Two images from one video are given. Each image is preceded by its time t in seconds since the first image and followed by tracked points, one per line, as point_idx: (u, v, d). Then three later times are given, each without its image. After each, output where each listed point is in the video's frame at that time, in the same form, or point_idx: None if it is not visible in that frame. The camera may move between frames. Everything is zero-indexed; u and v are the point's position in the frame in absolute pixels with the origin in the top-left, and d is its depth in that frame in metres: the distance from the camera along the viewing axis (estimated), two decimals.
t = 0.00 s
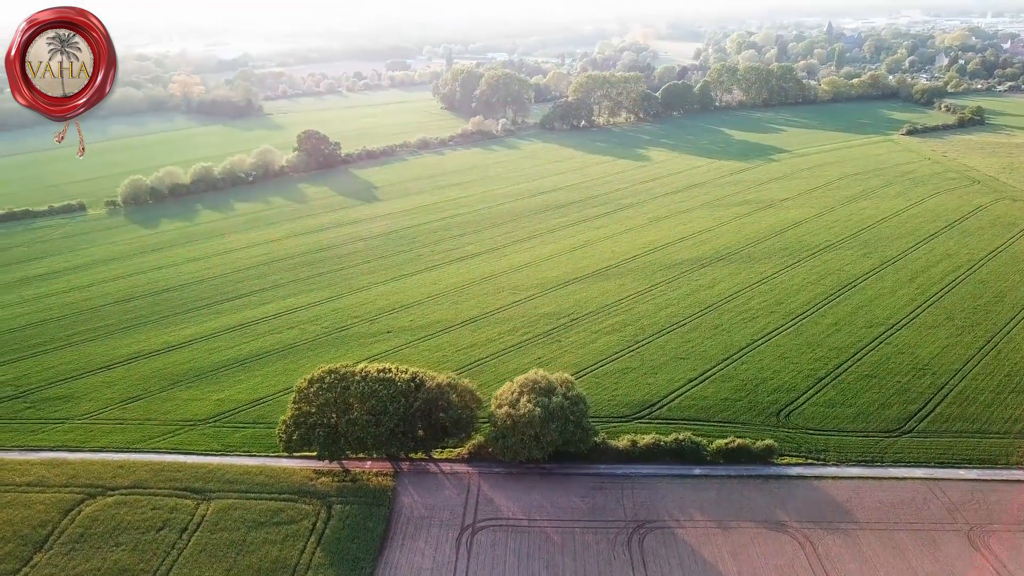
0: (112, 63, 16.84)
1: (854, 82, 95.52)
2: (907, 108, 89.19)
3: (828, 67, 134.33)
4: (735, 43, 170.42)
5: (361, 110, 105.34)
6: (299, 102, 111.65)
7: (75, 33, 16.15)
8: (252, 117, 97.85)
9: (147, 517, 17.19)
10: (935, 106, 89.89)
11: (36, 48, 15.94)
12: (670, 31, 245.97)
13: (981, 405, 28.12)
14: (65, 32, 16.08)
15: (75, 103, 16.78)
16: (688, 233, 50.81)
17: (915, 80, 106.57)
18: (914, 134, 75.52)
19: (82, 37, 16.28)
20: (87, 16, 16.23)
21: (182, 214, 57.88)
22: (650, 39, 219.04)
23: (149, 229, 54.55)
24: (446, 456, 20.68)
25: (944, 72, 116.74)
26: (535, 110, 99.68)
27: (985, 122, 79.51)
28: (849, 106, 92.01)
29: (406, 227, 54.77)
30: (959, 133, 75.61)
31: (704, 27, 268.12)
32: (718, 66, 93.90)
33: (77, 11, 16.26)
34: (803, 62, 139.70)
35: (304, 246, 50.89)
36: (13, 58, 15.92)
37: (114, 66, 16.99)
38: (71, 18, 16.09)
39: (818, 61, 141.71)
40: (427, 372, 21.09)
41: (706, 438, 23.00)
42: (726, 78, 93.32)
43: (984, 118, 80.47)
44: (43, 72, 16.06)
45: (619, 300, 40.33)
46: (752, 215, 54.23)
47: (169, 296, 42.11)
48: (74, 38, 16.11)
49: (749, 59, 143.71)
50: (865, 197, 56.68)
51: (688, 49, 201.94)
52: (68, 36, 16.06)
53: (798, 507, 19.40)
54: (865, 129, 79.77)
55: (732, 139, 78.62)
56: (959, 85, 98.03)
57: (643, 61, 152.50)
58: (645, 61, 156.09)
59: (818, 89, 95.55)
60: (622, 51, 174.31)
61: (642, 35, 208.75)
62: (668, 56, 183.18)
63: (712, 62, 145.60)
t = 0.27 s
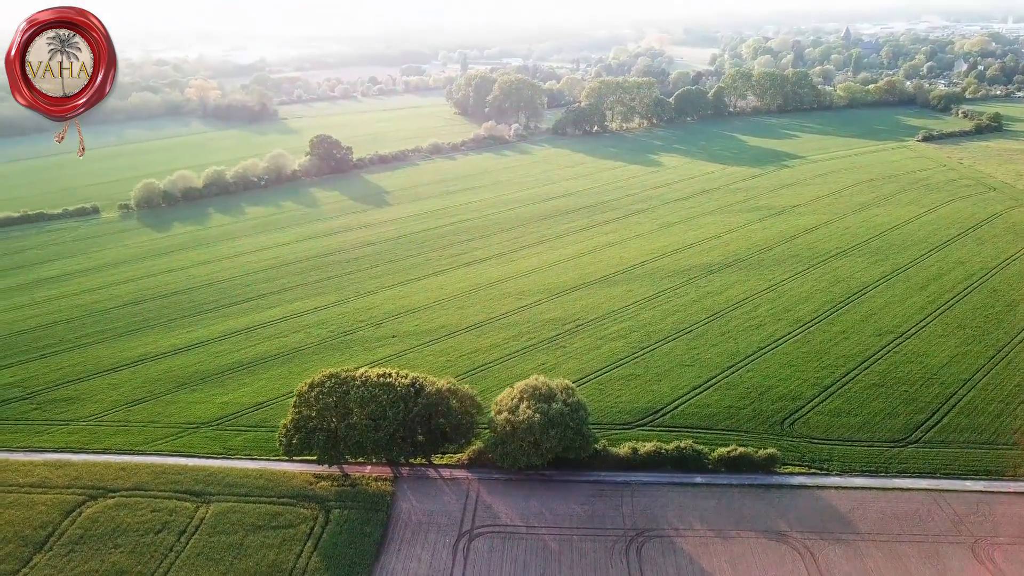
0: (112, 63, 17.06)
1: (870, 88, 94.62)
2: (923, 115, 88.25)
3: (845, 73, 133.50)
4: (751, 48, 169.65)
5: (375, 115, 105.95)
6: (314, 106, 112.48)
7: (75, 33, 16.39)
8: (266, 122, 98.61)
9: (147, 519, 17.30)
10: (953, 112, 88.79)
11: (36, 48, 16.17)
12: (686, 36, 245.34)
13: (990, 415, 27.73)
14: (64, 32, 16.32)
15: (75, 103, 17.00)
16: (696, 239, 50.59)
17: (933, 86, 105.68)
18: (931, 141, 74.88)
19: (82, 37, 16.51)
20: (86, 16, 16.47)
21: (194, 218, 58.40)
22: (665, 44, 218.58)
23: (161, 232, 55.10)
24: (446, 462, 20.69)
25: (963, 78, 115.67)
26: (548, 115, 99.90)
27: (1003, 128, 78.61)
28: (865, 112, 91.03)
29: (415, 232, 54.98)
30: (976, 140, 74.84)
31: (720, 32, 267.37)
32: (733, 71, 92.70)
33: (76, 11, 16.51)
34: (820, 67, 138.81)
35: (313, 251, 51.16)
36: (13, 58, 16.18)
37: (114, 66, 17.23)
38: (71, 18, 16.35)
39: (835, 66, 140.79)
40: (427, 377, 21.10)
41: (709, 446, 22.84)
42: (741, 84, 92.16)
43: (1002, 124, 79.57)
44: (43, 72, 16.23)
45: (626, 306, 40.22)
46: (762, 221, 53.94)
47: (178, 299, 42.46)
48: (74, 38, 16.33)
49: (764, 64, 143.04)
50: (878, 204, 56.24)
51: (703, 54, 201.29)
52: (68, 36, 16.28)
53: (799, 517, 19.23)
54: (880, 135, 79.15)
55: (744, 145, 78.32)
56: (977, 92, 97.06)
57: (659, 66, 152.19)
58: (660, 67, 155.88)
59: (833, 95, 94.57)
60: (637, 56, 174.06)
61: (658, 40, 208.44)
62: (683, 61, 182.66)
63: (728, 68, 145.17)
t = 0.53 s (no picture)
0: (112, 63, 17.24)
1: (886, 94, 93.17)
2: (939, 121, 86.74)
3: (862, 78, 132.41)
4: (767, 52, 168.77)
5: (388, 119, 106.42)
6: (328, 111, 113.17)
7: (75, 33, 16.71)
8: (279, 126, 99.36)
9: (146, 522, 17.43)
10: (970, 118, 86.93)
11: (36, 48, 16.55)
12: (702, 40, 244.56)
13: (999, 426, 27.33)
14: (64, 32, 16.66)
15: (75, 103, 17.22)
16: (704, 245, 50.37)
17: (951, 92, 104.61)
18: (946, 147, 74.15)
19: (82, 37, 16.82)
20: (86, 16, 16.72)
21: (205, 222, 58.87)
22: (680, 49, 218.13)
23: (171, 235, 55.63)
24: (446, 467, 20.70)
25: (981, 83, 114.41)
26: (561, 120, 99.96)
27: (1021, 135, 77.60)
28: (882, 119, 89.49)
29: (423, 236, 55.14)
30: (993, 146, 73.99)
31: (736, 37, 266.41)
32: (747, 76, 92.45)
33: (77, 11, 16.77)
34: (836, 72, 137.94)
35: (321, 255, 51.41)
36: (13, 58, 16.48)
37: (114, 66, 17.41)
38: (71, 18, 16.61)
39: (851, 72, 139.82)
40: (428, 383, 21.11)
41: (710, 454, 22.71)
42: (754, 90, 91.60)
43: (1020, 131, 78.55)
44: (44, 72, 16.67)
45: (633, 312, 40.09)
46: (771, 227, 53.64)
47: (185, 302, 42.80)
48: (74, 38, 16.69)
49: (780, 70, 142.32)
50: (890, 211, 55.78)
51: (719, 59, 200.49)
52: (68, 36, 16.64)
53: (800, 527, 19.08)
54: (895, 141, 78.36)
55: (756, 151, 77.93)
56: (996, 98, 95.81)
57: (673, 71, 151.90)
58: (675, 72, 155.64)
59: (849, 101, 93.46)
60: (651, 61, 173.93)
61: (673, 45, 208.03)
62: (698, 66, 182.12)
63: (742, 73, 144.52)
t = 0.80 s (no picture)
0: (112, 63, 17.40)
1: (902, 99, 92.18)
2: (956, 127, 85.76)
3: (878, 83, 131.39)
4: (782, 57, 167.79)
5: (400, 124, 106.83)
6: (341, 115, 113.83)
7: (75, 33, 16.96)
8: (293, 130, 100.05)
9: (145, 524, 17.58)
10: (988, 124, 85.98)
11: (36, 48, 16.90)
12: (717, 45, 243.61)
13: (1007, 437, 26.96)
14: (64, 32, 16.95)
15: (74, 103, 17.38)
16: (712, 251, 50.16)
17: (968, 97, 103.52)
18: (962, 153, 73.45)
19: (82, 37, 17.04)
20: (86, 17, 16.94)
21: (216, 225, 59.32)
22: (696, 54, 217.38)
23: (181, 239, 56.11)
24: (446, 473, 20.71)
25: (999, 89, 113.16)
26: (573, 126, 100.03)
27: None
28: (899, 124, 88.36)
29: (431, 241, 55.28)
30: (1009, 153, 73.16)
31: (752, 41, 265.01)
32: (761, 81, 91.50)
33: (78, 12, 17.02)
34: (852, 77, 136.89)
35: (328, 259, 51.64)
36: (13, 58, 16.74)
37: (114, 66, 17.55)
38: (71, 18, 16.87)
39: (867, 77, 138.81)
40: (428, 387, 21.17)
41: (712, 462, 22.60)
42: (768, 95, 90.58)
43: None
44: (43, 72, 16.99)
45: (639, 317, 39.97)
46: (781, 234, 53.37)
47: (192, 305, 43.11)
48: (74, 38, 16.96)
49: (794, 75, 141.54)
50: (902, 217, 55.34)
51: (734, 64, 199.65)
52: (68, 36, 16.93)
53: (800, 537, 18.96)
54: (910, 147, 77.63)
55: (768, 156, 77.56)
56: (1014, 104, 94.62)
57: (688, 77, 151.46)
58: (689, 77, 155.25)
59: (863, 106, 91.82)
60: (666, 66, 173.55)
61: (688, 49, 207.46)
62: (713, 71, 181.33)
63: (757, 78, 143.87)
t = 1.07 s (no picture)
0: (112, 63, 17.59)
1: (919, 105, 90.96)
2: (974, 133, 84.64)
3: (895, 89, 130.19)
4: (799, 62, 166.57)
5: (413, 129, 107.25)
6: (355, 120, 114.53)
7: (75, 33, 17.13)
8: (307, 135, 100.75)
9: (145, 526, 17.73)
10: (1006, 130, 84.76)
11: (36, 48, 17.05)
12: (733, 50, 242.43)
13: (1016, 448, 26.55)
14: (64, 32, 17.10)
15: (75, 103, 17.59)
16: (721, 258, 49.94)
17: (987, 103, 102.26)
18: (979, 160, 72.62)
19: (83, 37, 17.20)
20: (86, 17, 17.12)
21: (227, 229, 59.78)
22: (712, 59, 216.39)
23: (192, 242, 56.63)
24: (446, 478, 20.73)
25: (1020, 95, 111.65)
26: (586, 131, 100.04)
27: None
28: (916, 130, 87.16)
29: (440, 246, 55.44)
30: None
31: (769, 47, 263.29)
32: (775, 88, 90.65)
33: (77, 12, 17.18)
34: (869, 83, 135.65)
35: (337, 263, 51.89)
36: (13, 58, 16.84)
37: (114, 66, 17.72)
38: (71, 18, 17.03)
39: (884, 83, 137.53)
40: (429, 392, 21.21)
41: (714, 470, 22.48)
42: (783, 100, 89.36)
43: None
44: (44, 72, 17.15)
45: (646, 323, 39.85)
46: (791, 240, 53.02)
47: (201, 308, 43.46)
48: (74, 38, 17.13)
49: (811, 81, 140.43)
50: (915, 224, 54.82)
51: (750, 69, 198.45)
52: (68, 36, 17.09)
53: (801, 547, 18.81)
54: (927, 154, 76.79)
55: (781, 162, 77.14)
56: None
57: (703, 82, 150.87)
58: (705, 82, 154.65)
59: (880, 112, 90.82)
60: (681, 71, 172.99)
61: (704, 55, 206.65)
62: (729, 76, 180.56)
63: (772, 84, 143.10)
